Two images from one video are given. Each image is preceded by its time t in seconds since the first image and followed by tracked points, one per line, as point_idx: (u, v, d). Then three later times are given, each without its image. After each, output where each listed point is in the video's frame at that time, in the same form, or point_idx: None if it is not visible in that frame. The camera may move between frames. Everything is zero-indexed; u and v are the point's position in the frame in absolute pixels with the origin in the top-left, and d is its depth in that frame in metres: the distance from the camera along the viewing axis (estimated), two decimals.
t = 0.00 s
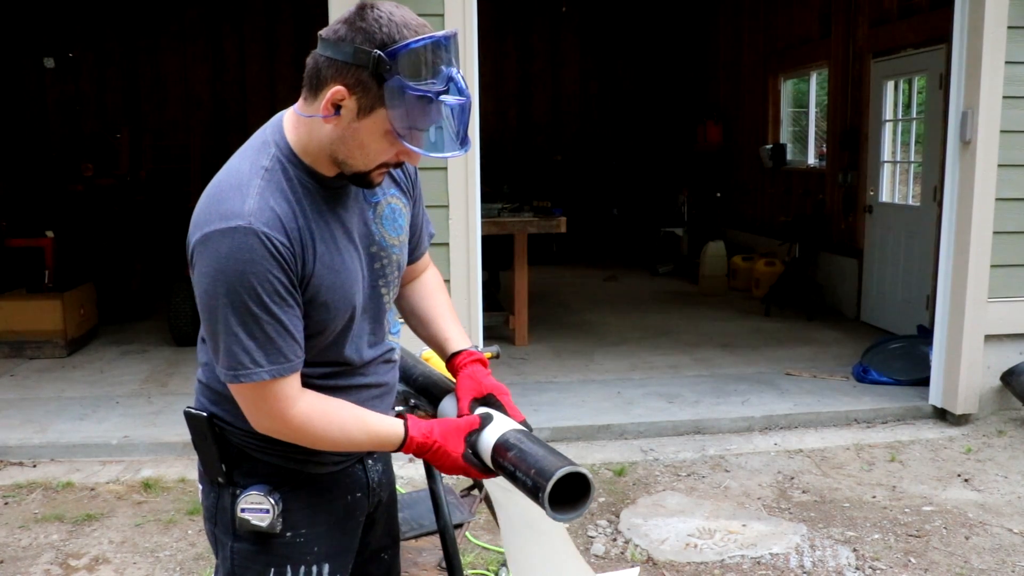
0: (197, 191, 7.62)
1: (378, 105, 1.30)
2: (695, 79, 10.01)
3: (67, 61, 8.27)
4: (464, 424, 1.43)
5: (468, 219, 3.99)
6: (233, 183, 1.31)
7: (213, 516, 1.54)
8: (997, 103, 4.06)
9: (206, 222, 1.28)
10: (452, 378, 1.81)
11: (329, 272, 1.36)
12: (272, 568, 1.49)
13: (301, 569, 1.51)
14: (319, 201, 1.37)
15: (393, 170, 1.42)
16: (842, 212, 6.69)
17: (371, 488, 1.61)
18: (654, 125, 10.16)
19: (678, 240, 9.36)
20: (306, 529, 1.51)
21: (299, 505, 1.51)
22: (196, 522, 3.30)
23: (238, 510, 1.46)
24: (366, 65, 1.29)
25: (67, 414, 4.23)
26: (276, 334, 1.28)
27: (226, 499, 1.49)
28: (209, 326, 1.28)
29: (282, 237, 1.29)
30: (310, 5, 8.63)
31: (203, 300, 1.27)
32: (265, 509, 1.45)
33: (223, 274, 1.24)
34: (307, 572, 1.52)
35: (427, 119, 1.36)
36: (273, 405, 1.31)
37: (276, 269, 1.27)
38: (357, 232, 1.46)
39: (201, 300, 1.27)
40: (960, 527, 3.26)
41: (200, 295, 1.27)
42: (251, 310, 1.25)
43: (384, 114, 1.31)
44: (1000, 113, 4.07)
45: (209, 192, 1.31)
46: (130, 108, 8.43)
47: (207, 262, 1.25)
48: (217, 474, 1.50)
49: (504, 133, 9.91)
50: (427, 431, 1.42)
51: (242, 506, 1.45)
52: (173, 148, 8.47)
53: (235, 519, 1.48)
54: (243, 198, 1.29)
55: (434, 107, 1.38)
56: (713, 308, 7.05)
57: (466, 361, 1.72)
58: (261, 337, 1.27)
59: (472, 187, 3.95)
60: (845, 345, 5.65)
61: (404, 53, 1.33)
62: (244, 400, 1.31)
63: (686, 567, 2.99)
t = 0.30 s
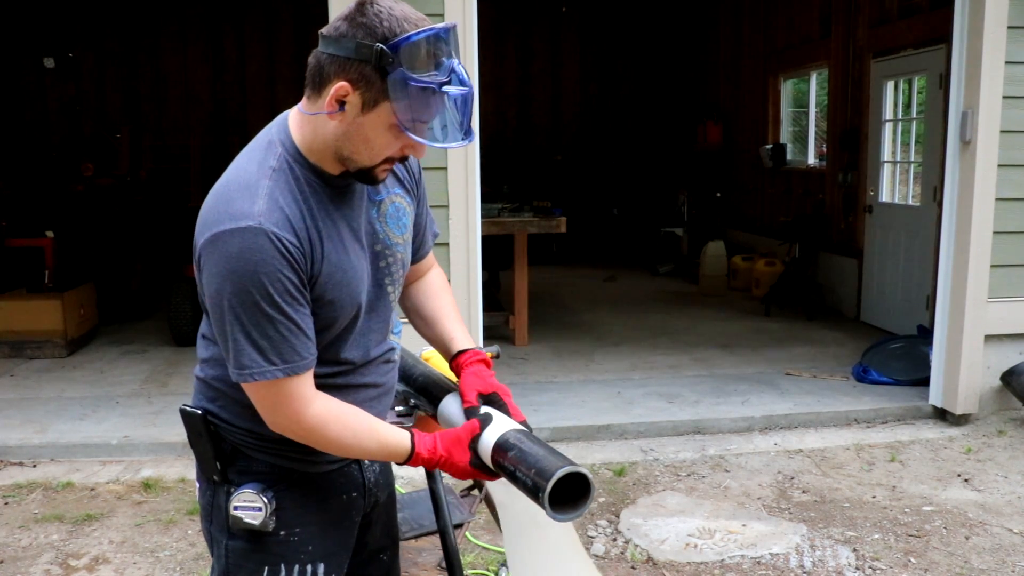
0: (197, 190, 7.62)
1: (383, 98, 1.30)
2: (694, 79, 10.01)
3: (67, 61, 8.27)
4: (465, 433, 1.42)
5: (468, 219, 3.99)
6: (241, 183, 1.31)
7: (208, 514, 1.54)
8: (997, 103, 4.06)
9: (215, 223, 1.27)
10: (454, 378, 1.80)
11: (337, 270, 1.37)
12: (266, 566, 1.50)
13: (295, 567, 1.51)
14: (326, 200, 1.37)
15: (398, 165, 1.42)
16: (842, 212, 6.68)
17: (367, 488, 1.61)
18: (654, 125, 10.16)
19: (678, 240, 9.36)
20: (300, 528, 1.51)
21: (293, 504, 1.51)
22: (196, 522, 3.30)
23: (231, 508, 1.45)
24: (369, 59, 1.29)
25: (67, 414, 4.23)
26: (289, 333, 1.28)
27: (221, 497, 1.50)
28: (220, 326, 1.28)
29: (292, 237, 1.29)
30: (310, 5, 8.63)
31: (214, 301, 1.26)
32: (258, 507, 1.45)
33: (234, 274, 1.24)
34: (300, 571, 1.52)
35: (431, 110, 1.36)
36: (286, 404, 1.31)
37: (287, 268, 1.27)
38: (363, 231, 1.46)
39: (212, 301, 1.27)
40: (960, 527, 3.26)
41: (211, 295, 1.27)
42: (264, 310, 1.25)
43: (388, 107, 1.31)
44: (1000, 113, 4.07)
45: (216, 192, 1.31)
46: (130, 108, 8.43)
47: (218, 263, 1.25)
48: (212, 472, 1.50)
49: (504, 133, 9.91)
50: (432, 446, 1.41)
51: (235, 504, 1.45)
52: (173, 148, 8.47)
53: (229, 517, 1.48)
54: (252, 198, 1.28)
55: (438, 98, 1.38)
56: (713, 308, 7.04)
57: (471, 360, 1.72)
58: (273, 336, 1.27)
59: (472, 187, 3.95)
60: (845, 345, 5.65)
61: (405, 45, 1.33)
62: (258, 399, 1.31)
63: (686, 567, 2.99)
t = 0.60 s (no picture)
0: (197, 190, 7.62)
1: (399, 91, 1.30)
2: (694, 79, 10.00)
3: (67, 61, 8.26)
4: (465, 437, 1.42)
5: (468, 219, 3.99)
6: (264, 179, 1.31)
7: (207, 511, 1.54)
8: (997, 103, 4.06)
9: (237, 215, 1.27)
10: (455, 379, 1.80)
11: (352, 269, 1.37)
12: (266, 564, 1.50)
13: (294, 565, 1.52)
14: (344, 199, 1.38)
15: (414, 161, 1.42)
16: (842, 212, 6.68)
17: (366, 486, 1.60)
18: (654, 125, 10.16)
19: (677, 240, 9.36)
20: (301, 525, 1.51)
21: (294, 502, 1.51)
22: (195, 522, 3.30)
23: (233, 505, 1.45)
24: (385, 52, 1.30)
25: (67, 414, 4.23)
26: (305, 330, 1.28)
27: (222, 494, 1.50)
28: (236, 319, 1.28)
29: (312, 233, 1.29)
30: (310, 5, 8.63)
31: (232, 292, 1.26)
32: (260, 505, 1.44)
33: (255, 268, 1.24)
34: (300, 569, 1.52)
35: (446, 102, 1.36)
36: (297, 399, 1.31)
37: (307, 264, 1.27)
38: (377, 232, 1.47)
39: (229, 294, 1.27)
40: (960, 527, 3.26)
41: (229, 287, 1.26)
42: (282, 305, 1.26)
43: (405, 100, 1.31)
44: (1000, 113, 4.07)
45: (238, 186, 1.31)
46: (130, 108, 8.43)
47: (238, 255, 1.25)
48: (212, 469, 1.50)
49: (504, 133, 9.91)
50: (435, 453, 1.41)
51: (237, 501, 1.45)
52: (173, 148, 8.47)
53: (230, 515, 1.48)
54: (275, 194, 1.29)
55: (453, 91, 1.38)
56: (713, 308, 7.05)
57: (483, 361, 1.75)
58: (289, 331, 1.27)
59: (472, 187, 3.95)
60: (846, 345, 5.65)
61: (421, 39, 1.33)
62: (268, 393, 1.30)
63: (686, 567, 2.99)
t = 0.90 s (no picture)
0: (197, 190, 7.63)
1: (408, 91, 1.30)
2: (694, 79, 10.01)
3: (67, 61, 8.26)
4: (465, 437, 1.42)
5: (468, 219, 3.99)
6: (277, 187, 1.31)
7: (213, 511, 1.54)
8: (997, 103, 4.06)
9: (250, 224, 1.27)
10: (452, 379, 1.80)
11: (362, 277, 1.37)
12: (275, 562, 1.50)
13: (302, 563, 1.51)
14: (354, 206, 1.38)
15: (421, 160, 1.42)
16: (842, 213, 6.69)
17: (369, 483, 1.60)
18: (654, 125, 10.16)
19: (677, 240, 9.36)
20: (307, 523, 1.51)
21: (300, 500, 1.51)
22: (196, 522, 3.30)
23: (242, 504, 1.45)
24: (393, 54, 1.30)
25: (67, 414, 4.22)
26: (316, 338, 1.29)
27: (228, 494, 1.50)
28: (248, 327, 1.28)
29: (326, 243, 1.29)
30: (310, 5, 8.63)
31: (245, 302, 1.26)
32: (271, 503, 1.45)
33: (269, 278, 1.24)
34: (307, 567, 1.52)
35: (454, 100, 1.36)
36: (306, 404, 1.31)
37: (320, 274, 1.27)
38: (384, 238, 1.47)
39: (242, 302, 1.27)
40: (960, 527, 3.26)
41: (241, 296, 1.26)
42: (295, 315, 1.26)
43: (414, 99, 1.31)
44: (1000, 114, 4.07)
45: (250, 193, 1.30)
46: (130, 108, 8.43)
47: (252, 265, 1.25)
48: (219, 469, 1.50)
49: (504, 133, 9.91)
50: (436, 452, 1.41)
51: (247, 501, 1.45)
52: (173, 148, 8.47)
53: (238, 514, 1.48)
54: (289, 204, 1.28)
55: (461, 87, 1.38)
56: (713, 308, 7.04)
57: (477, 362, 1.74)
58: (302, 340, 1.27)
59: (472, 187, 3.95)
60: (846, 345, 5.65)
61: (428, 38, 1.33)
62: (278, 399, 1.31)
63: (686, 567, 2.99)
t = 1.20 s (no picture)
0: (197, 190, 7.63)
1: (403, 90, 1.30)
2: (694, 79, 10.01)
3: (67, 61, 8.26)
4: (465, 438, 1.42)
5: (468, 220, 3.99)
6: (271, 185, 1.30)
7: (209, 508, 1.54)
8: (997, 103, 4.05)
9: (245, 221, 1.27)
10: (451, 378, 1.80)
11: (357, 273, 1.37)
12: (268, 561, 1.50)
13: (296, 562, 1.51)
14: (348, 203, 1.38)
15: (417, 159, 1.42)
16: (842, 213, 6.68)
17: (366, 484, 1.60)
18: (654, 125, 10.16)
19: (677, 240, 9.36)
20: (301, 522, 1.51)
21: (295, 499, 1.51)
22: (196, 522, 3.30)
23: (235, 503, 1.45)
24: (388, 54, 1.30)
25: (67, 414, 4.22)
26: (311, 334, 1.28)
27: (223, 491, 1.50)
28: (243, 324, 1.28)
29: (320, 240, 1.29)
30: (310, 5, 8.63)
31: (239, 299, 1.26)
32: (263, 502, 1.45)
33: (263, 275, 1.24)
34: (301, 567, 1.52)
35: (450, 100, 1.36)
36: (301, 401, 1.31)
37: (314, 270, 1.27)
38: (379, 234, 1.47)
39: (237, 299, 1.27)
40: (960, 527, 3.26)
41: (236, 293, 1.26)
42: (289, 311, 1.26)
43: (409, 99, 1.31)
44: (1000, 113, 4.07)
45: (244, 191, 1.30)
46: (130, 108, 8.43)
47: (246, 262, 1.25)
48: (214, 467, 1.50)
49: (504, 133, 9.91)
50: (435, 453, 1.41)
51: (239, 499, 1.45)
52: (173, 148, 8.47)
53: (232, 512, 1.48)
54: (283, 201, 1.28)
55: (456, 88, 1.38)
56: (713, 308, 7.04)
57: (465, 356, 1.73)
58: (296, 336, 1.27)
59: (472, 187, 3.95)
60: (846, 345, 5.65)
61: (423, 38, 1.33)
62: (274, 396, 1.31)
63: (686, 567, 2.99)
